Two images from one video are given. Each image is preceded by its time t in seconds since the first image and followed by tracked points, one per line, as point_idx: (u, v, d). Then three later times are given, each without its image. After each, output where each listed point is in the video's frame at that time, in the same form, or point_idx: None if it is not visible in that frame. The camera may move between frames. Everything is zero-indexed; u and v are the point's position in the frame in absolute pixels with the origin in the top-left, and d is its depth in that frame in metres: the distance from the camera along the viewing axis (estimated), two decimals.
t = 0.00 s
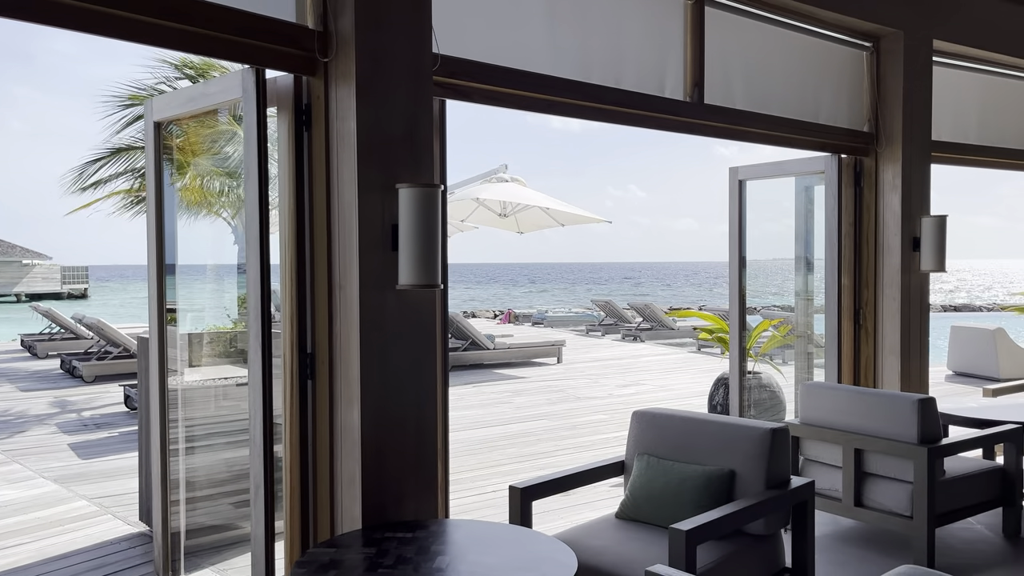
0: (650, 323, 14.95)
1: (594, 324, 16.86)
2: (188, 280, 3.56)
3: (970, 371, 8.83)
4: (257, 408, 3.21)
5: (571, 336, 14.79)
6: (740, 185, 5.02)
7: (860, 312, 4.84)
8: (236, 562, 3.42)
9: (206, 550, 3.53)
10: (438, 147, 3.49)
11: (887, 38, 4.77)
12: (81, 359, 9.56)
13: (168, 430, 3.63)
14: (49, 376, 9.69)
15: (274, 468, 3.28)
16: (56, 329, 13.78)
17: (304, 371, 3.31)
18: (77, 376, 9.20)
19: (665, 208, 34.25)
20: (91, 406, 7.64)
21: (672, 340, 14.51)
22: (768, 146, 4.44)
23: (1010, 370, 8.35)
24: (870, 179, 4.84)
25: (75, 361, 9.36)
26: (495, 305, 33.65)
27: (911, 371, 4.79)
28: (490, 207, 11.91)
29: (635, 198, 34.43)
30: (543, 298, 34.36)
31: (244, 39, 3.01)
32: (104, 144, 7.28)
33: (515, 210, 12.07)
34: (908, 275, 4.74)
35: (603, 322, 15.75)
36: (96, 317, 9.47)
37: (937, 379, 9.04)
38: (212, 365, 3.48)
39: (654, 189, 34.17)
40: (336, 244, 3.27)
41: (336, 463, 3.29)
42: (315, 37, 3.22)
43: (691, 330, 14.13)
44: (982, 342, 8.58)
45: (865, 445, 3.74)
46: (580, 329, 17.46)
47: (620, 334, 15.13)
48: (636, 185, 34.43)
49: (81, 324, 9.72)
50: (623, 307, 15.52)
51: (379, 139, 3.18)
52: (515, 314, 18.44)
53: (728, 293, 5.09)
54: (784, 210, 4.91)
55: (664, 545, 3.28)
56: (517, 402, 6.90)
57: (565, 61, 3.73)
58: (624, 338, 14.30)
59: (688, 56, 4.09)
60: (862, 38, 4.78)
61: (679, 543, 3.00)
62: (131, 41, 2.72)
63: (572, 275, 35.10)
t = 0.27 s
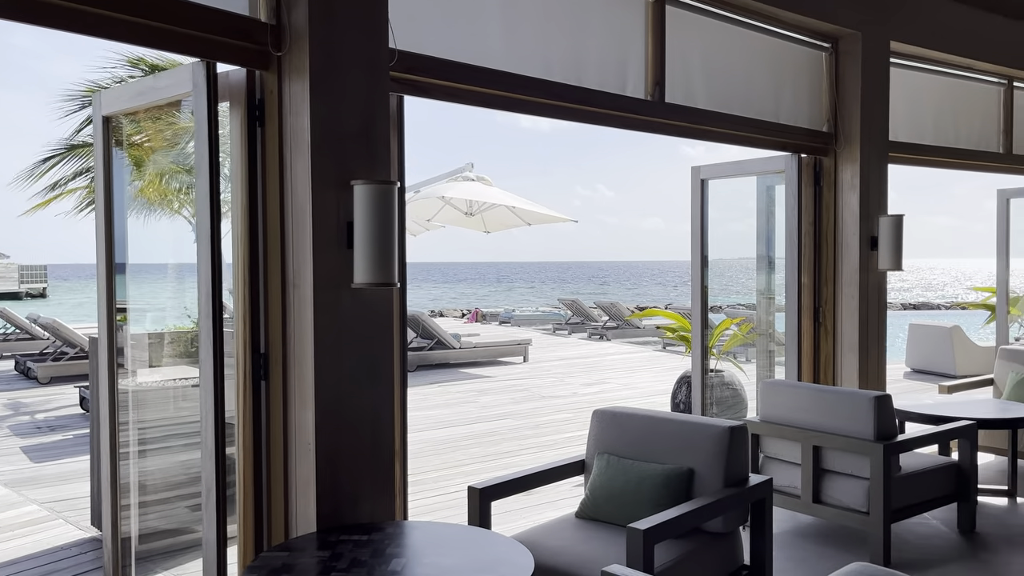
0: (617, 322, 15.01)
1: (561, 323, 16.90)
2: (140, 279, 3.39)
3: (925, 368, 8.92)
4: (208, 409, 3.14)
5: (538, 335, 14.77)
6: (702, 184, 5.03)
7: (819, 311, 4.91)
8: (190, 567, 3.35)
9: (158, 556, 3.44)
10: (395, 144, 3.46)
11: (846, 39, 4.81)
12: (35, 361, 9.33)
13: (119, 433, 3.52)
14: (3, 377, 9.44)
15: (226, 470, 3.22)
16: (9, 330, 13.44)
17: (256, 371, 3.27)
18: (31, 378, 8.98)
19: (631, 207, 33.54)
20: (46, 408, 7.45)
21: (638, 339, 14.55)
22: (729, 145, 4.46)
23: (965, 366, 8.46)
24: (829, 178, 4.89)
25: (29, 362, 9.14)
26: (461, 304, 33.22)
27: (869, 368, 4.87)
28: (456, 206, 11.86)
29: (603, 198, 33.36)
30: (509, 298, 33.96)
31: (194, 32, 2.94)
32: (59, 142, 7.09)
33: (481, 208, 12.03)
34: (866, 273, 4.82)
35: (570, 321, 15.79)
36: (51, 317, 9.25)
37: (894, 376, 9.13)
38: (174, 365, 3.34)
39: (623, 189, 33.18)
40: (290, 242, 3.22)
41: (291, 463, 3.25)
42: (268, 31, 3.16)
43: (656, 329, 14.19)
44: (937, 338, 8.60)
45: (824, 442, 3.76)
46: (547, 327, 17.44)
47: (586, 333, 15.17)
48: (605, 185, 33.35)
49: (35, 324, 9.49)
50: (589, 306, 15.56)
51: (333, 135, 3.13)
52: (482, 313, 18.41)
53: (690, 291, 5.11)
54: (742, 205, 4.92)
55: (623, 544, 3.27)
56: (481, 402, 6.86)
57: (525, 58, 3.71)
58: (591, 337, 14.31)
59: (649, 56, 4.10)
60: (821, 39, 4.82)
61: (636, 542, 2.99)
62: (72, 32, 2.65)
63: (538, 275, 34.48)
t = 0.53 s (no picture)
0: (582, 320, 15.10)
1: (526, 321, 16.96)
2: (85, 277, 3.29)
3: (881, 365, 9.02)
4: (157, 411, 3.08)
5: (504, 334, 14.78)
6: (664, 182, 5.12)
7: (777, 310, 4.95)
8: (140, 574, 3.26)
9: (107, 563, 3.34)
10: (350, 142, 3.42)
11: (803, 41, 4.86)
12: None
13: (65, 437, 3.42)
14: None
15: (176, 473, 3.15)
16: None
17: (208, 374, 3.20)
18: None
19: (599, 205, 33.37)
20: None
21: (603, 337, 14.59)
22: (688, 144, 4.49)
23: (920, 363, 8.57)
24: (786, 178, 4.94)
25: None
26: (425, 303, 31.94)
27: (825, 367, 4.91)
28: (420, 204, 11.82)
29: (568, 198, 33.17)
30: (474, 296, 33.35)
31: (139, 25, 2.88)
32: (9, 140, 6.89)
33: (446, 207, 12.01)
34: (823, 272, 4.86)
35: (536, 319, 15.85)
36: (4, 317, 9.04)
37: (852, 372, 9.23)
38: (131, 367, 3.18)
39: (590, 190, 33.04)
40: (241, 241, 3.17)
41: (242, 465, 3.21)
42: (218, 25, 3.10)
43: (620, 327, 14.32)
44: (894, 335, 8.69)
45: (779, 439, 3.80)
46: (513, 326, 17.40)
47: (551, 331, 15.25)
48: (571, 185, 33.25)
49: None
50: (555, 305, 15.63)
51: (285, 131, 3.08)
52: (449, 312, 18.44)
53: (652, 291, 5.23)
54: (702, 206, 5.00)
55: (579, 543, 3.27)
56: (444, 400, 6.85)
57: (482, 55, 3.68)
58: (556, 335, 14.31)
59: (608, 54, 4.10)
60: (778, 40, 4.87)
61: (591, 541, 2.99)
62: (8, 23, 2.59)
63: (505, 275, 34.23)
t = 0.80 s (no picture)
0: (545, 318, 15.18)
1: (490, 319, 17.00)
2: (35, 272, 2.98)
3: (836, 361, 9.13)
4: (99, 413, 2.98)
5: (467, 332, 14.79)
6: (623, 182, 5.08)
7: (734, 306, 5.04)
8: None
9: None
10: (302, 138, 3.38)
11: (759, 42, 4.92)
12: None
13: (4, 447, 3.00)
14: None
15: (122, 477, 3.06)
16: None
17: (154, 373, 3.14)
18: None
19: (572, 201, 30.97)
20: None
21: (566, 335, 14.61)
22: (645, 143, 4.52)
23: (874, 359, 8.69)
24: (743, 177, 5.03)
25: None
26: (384, 302, 29.27)
27: (782, 365, 5.03)
28: (382, 202, 11.75)
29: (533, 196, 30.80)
30: (438, 295, 30.48)
31: (81, 17, 2.79)
32: None
33: (407, 206, 11.95)
34: (778, 271, 4.98)
35: (500, 318, 15.89)
36: None
37: (807, 369, 9.32)
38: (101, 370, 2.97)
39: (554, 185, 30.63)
40: (189, 239, 3.11)
41: (190, 466, 3.15)
42: (164, 18, 3.02)
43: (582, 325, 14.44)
44: (849, 333, 8.81)
45: (735, 436, 3.81)
46: (476, 324, 17.32)
47: (515, 329, 15.31)
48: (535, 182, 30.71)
49: None
50: (518, 303, 15.68)
51: (233, 127, 3.02)
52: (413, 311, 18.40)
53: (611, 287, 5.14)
54: (656, 201, 4.98)
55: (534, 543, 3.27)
56: (404, 400, 6.84)
57: (439, 53, 3.66)
58: (518, 334, 14.28)
59: (566, 53, 4.11)
60: (734, 40, 4.92)
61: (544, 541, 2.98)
62: None
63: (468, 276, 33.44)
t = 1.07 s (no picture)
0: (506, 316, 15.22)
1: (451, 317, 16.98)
2: None
3: (791, 358, 9.24)
4: (37, 416, 2.88)
5: (428, 331, 14.76)
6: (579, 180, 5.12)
7: (688, 304, 5.12)
8: None
9: None
10: (250, 133, 3.32)
11: (713, 42, 4.99)
12: None
13: None
14: None
15: (61, 480, 2.97)
16: None
17: (96, 376, 3.05)
18: None
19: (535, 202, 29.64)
20: None
21: (527, 333, 14.59)
22: (599, 142, 4.56)
23: (826, 355, 8.80)
24: (697, 176, 5.09)
25: None
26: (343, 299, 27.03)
27: (735, 361, 5.10)
28: (340, 199, 11.64)
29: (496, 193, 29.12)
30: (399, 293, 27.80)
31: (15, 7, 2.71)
32: None
33: (367, 202, 11.69)
34: (732, 268, 5.04)
35: (460, 316, 15.89)
36: None
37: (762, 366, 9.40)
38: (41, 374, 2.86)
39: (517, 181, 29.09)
40: (132, 235, 3.03)
41: (133, 469, 3.08)
42: (105, 8, 2.94)
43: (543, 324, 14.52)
44: (803, 330, 8.94)
45: (688, 432, 3.83)
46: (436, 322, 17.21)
47: (475, 328, 15.32)
48: (498, 179, 29.17)
49: None
50: (479, 301, 15.69)
51: (177, 121, 2.95)
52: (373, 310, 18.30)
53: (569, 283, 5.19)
54: (612, 199, 5.03)
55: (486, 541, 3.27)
56: (361, 402, 6.92)
57: (392, 48, 3.63)
58: (478, 331, 14.35)
59: (520, 50, 4.12)
60: (689, 40, 4.99)
61: (494, 538, 2.97)
62: None
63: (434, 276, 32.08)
